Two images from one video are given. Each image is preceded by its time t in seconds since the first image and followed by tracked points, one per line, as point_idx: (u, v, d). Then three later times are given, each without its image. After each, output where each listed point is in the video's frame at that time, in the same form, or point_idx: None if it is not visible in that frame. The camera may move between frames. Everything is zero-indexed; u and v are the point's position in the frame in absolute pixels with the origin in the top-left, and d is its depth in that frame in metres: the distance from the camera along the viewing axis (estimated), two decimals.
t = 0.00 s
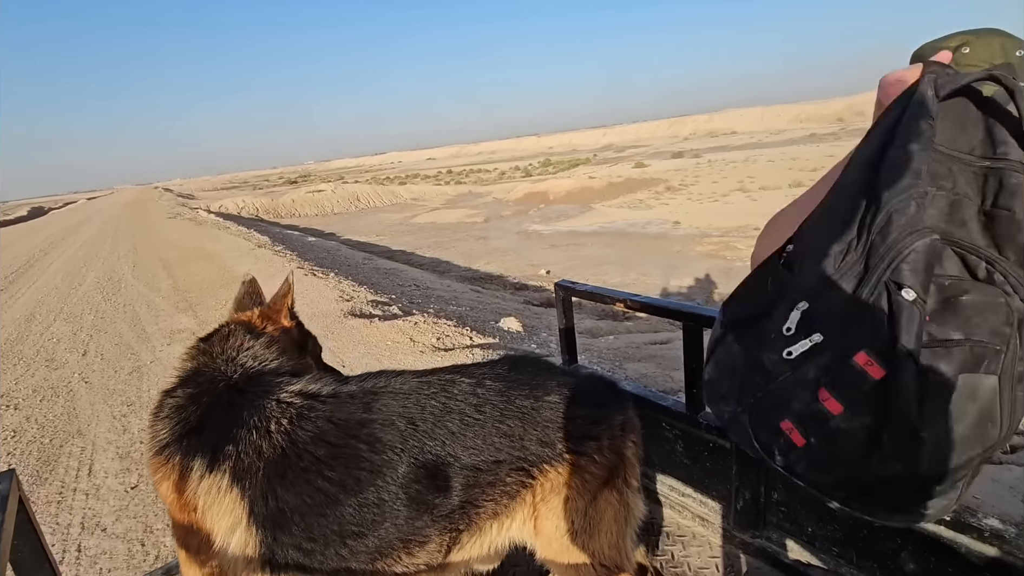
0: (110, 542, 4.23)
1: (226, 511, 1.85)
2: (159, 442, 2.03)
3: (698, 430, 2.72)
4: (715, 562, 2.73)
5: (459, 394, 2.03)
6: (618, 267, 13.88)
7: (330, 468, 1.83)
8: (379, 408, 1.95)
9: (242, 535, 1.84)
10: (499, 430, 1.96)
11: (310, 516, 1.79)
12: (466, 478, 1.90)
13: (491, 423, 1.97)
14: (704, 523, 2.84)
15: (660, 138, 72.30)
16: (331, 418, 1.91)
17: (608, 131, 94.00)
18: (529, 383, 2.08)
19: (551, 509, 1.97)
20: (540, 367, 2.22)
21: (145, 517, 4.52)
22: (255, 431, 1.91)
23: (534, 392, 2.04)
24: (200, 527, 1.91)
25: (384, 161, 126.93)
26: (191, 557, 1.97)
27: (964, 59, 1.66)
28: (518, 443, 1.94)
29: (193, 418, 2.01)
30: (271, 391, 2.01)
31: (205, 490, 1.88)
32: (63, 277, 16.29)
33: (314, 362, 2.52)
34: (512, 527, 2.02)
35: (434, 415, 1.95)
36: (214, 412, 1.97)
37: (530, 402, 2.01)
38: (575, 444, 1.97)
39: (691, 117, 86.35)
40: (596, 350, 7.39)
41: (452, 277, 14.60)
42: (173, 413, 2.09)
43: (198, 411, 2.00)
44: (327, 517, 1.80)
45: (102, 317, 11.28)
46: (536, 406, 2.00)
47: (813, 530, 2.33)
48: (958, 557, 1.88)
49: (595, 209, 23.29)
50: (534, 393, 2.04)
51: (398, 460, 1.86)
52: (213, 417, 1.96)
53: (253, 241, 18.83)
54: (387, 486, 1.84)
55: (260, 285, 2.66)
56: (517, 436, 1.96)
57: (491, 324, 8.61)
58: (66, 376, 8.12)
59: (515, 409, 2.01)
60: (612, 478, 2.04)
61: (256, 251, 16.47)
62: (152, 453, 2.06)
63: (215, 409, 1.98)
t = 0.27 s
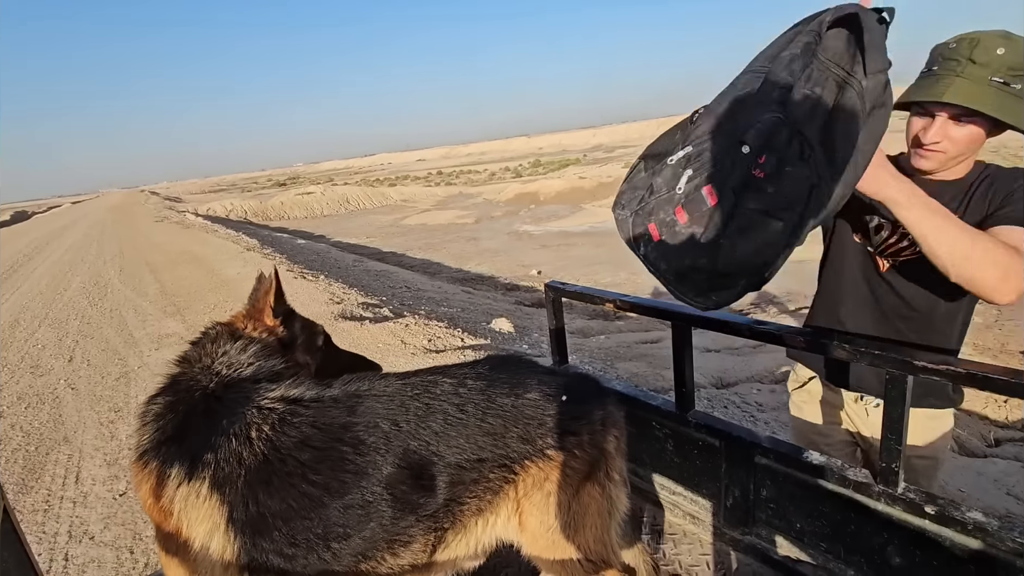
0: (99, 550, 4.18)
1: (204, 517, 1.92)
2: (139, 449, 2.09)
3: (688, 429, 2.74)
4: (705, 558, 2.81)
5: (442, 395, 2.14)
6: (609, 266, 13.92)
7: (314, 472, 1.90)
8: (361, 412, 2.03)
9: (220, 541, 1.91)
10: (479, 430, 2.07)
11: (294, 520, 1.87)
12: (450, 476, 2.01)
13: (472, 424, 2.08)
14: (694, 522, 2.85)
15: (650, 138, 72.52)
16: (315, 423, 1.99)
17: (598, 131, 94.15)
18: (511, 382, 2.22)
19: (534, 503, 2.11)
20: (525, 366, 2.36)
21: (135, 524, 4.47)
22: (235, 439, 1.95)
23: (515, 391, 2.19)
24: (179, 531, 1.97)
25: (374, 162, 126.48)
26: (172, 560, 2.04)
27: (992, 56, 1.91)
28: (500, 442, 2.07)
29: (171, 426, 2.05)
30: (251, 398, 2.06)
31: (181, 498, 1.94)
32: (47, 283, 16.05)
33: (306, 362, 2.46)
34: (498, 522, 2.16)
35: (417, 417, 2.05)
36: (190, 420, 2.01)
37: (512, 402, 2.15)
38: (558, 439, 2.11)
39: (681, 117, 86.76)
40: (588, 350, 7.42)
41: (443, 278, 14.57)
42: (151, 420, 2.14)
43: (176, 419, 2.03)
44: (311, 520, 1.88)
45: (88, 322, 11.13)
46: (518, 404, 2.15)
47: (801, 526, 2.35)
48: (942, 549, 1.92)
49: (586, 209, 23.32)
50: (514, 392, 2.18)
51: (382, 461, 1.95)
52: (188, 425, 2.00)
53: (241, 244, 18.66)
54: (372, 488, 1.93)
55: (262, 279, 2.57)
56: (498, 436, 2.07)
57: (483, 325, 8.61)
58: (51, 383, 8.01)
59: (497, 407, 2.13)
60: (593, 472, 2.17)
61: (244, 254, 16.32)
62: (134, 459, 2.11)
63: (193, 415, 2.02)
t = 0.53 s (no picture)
0: (87, 558, 4.13)
1: (189, 524, 1.90)
2: (128, 452, 2.07)
3: (678, 428, 2.75)
4: (696, 556, 2.74)
5: (430, 400, 2.13)
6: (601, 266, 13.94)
7: (301, 480, 1.89)
8: (349, 418, 2.03)
9: (205, 548, 1.89)
10: (468, 435, 2.07)
11: (279, 529, 1.85)
12: (439, 482, 2.02)
13: (461, 429, 2.07)
14: (686, 520, 2.85)
15: (641, 138, 72.77)
16: (301, 431, 1.97)
17: (589, 130, 94.28)
18: (500, 385, 2.21)
19: (524, 505, 2.12)
20: (513, 369, 2.35)
21: (124, 530, 4.41)
22: (220, 446, 1.93)
23: (503, 393, 2.17)
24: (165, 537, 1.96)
25: (365, 163, 125.99)
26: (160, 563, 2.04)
27: (919, 63, 2.15)
28: (489, 446, 2.07)
29: (159, 429, 2.03)
30: (238, 403, 2.03)
31: (166, 504, 1.92)
32: (34, 287, 15.84)
33: (306, 364, 2.40)
34: (488, 525, 2.17)
35: (405, 424, 2.04)
36: (176, 425, 1.98)
37: (501, 406, 2.14)
38: (548, 442, 2.11)
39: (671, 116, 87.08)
40: (581, 350, 7.42)
41: (435, 279, 14.53)
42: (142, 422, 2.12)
43: (164, 423, 2.01)
44: (297, 530, 1.86)
45: (76, 327, 11.01)
46: (505, 408, 2.13)
47: (791, 524, 2.37)
48: (929, 544, 1.94)
49: (578, 209, 23.34)
50: (503, 395, 2.16)
51: (369, 469, 1.94)
52: (176, 431, 1.97)
53: (231, 246, 18.53)
54: (359, 496, 1.92)
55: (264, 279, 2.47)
56: (487, 441, 2.07)
57: (475, 326, 8.60)
58: (37, 388, 7.90)
59: (485, 411, 2.12)
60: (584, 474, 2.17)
61: (234, 256, 16.19)
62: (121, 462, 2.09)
63: (180, 419, 1.99)
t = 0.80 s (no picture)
0: (77, 564, 4.08)
1: (184, 526, 1.88)
2: (118, 454, 2.04)
3: (672, 426, 2.76)
4: (690, 554, 2.80)
5: (426, 400, 2.12)
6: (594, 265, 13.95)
7: (296, 480, 1.87)
8: (344, 419, 2.01)
9: (201, 549, 1.87)
10: (464, 435, 2.06)
11: (274, 529, 1.83)
12: (435, 484, 2.00)
13: (457, 430, 2.07)
14: (680, 518, 2.85)
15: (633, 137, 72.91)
16: (296, 431, 1.96)
17: (581, 130, 94.33)
18: (496, 386, 2.20)
19: (521, 507, 2.11)
20: (508, 370, 2.34)
21: (116, 535, 4.37)
22: (215, 446, 1.91)
23: (500, 395, 2.17)
24: (159, 540, 1.94)
25: (357, 163, 125.38)
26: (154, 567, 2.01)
27: (831, 74, 2.31)
28: (486, 447, 2.06)
29: (151, 431, 2.00)
30: (233, 403, 2.02)
31: (162, 505, 1.90)
32: (21, 291, 15.64)
33: (292, 368, 2.41)
34: (485, 528, 2.16)
35: (401, 424, 2.03)
36: (169, 426, 1.96)
37: (496, 406, 2.13)
38: (545, 444, 2.11)
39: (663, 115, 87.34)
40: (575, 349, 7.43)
41: (429, 279, 14.49)
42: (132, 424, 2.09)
43: (157, 424, 1.99)
44: (292, 530, 1.84)
45: (64, 330, 10.88)
46: (502, 409, 2.13)
47: (785, 521, 2.37)
48: (921, 539, 1.96)
49: (571, 208, 23.34)
50: (499, 396, 2.16)
51: (365, 470, 1.93)
52: (169, 431, 1.95)
53: (222, 247, 18.38)
54: (354, 497, 1.91)
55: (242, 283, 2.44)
56: (484, 441, 2.06)
57: (469, 326, 8.58)
58: (26, 393, 7.80)
59: (481, 412, 2.12)
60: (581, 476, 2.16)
61: (225, 258, 16.05)
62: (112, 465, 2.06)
63: (172, 421, 1.97)
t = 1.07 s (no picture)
0: (69, 569, 4.03)
1: (177, 530, 1.86)
2: (107, 459, 2.01)
3: (668, 424, 2.76)
4: (686, 553, 2.76)
5: (420, 400, 2.11)
6: (588, 265, 13.97)
7: (290, 482, 1.86)
8: (339, 419, 2.00)
9: (196, 553, 1.85)
10: (460, 435, 2.05)
11: (269, 531, 1.81)
12: (430, 484, 1.99)
13: (453, 429, 2.05)
14: (676, 516, 2.86)
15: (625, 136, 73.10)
16: (290, 432, 1.94)
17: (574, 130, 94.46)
18: (491, 385, 2.19)
19: (517, 506, 2.10)
20: (503, 369, 2.33)
21: (108, 539, 4.32)
22: (208, 448, 1.89)
23: (495, 393, 2.15)
24: (152, 544, 1.92)
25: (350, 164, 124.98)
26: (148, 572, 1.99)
27: (774, 74, 2.49)
28: (482, 446, 2.05)
29: (142, 434, 1.98)
30: (225, 405, 2.00)
31: (154, 510, 1.88)
32: (10, 294, 15.47)
33: (280, 366, 2.40)
34: (481, 527, 2.15)
35: (396, 425, 2.02)
36: (161, 429, 1.94)
37: (492, 405, 2.12)
38: (541, 443, 2.09)
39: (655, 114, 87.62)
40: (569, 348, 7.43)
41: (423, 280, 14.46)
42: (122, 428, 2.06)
43: (148, 426, 1.96)
44: (287, 532, 1.82)
45: (55, 333, 10.77)
46: (498, 408, 2.12)
47: (780, 516, 2.38)
48: (916, 534, 1.97)
49: (564, 208, 23.36)
50: (495, 395, 2.15)
51: (359, 471, 1.91)
52: (161, 433, 1.93)
53: (214, 249, 18.26)
54: (349, 498, 1.89)
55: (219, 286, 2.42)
56: (480, 440, 2.05)
57: (463, 326, 8.57)
58: (16, 397, 7.72)
59: (476, 411, 2.10)
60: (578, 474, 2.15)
61: (217, 259, 15.95)
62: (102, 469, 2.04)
63: (163, 423, 1.95)
